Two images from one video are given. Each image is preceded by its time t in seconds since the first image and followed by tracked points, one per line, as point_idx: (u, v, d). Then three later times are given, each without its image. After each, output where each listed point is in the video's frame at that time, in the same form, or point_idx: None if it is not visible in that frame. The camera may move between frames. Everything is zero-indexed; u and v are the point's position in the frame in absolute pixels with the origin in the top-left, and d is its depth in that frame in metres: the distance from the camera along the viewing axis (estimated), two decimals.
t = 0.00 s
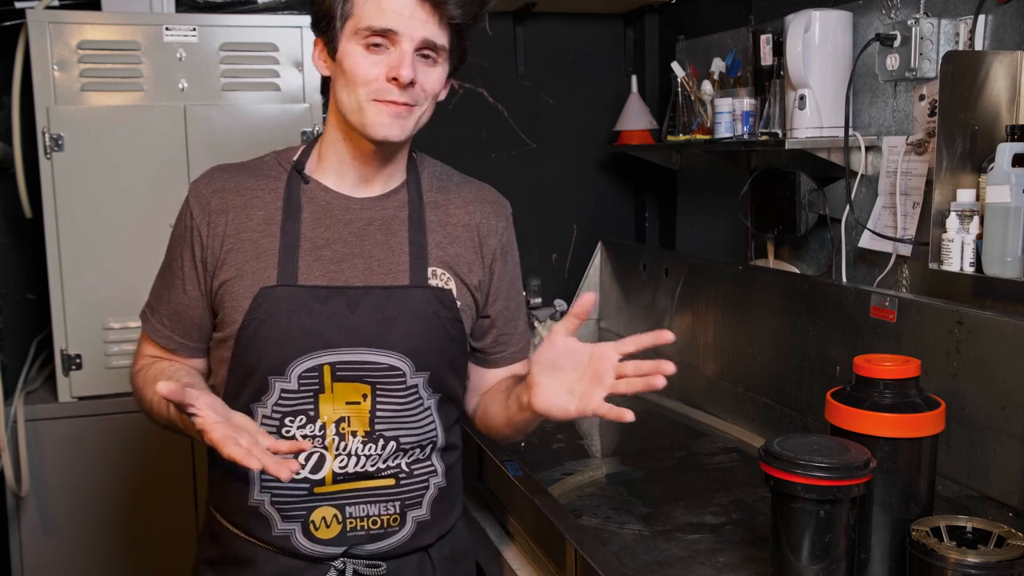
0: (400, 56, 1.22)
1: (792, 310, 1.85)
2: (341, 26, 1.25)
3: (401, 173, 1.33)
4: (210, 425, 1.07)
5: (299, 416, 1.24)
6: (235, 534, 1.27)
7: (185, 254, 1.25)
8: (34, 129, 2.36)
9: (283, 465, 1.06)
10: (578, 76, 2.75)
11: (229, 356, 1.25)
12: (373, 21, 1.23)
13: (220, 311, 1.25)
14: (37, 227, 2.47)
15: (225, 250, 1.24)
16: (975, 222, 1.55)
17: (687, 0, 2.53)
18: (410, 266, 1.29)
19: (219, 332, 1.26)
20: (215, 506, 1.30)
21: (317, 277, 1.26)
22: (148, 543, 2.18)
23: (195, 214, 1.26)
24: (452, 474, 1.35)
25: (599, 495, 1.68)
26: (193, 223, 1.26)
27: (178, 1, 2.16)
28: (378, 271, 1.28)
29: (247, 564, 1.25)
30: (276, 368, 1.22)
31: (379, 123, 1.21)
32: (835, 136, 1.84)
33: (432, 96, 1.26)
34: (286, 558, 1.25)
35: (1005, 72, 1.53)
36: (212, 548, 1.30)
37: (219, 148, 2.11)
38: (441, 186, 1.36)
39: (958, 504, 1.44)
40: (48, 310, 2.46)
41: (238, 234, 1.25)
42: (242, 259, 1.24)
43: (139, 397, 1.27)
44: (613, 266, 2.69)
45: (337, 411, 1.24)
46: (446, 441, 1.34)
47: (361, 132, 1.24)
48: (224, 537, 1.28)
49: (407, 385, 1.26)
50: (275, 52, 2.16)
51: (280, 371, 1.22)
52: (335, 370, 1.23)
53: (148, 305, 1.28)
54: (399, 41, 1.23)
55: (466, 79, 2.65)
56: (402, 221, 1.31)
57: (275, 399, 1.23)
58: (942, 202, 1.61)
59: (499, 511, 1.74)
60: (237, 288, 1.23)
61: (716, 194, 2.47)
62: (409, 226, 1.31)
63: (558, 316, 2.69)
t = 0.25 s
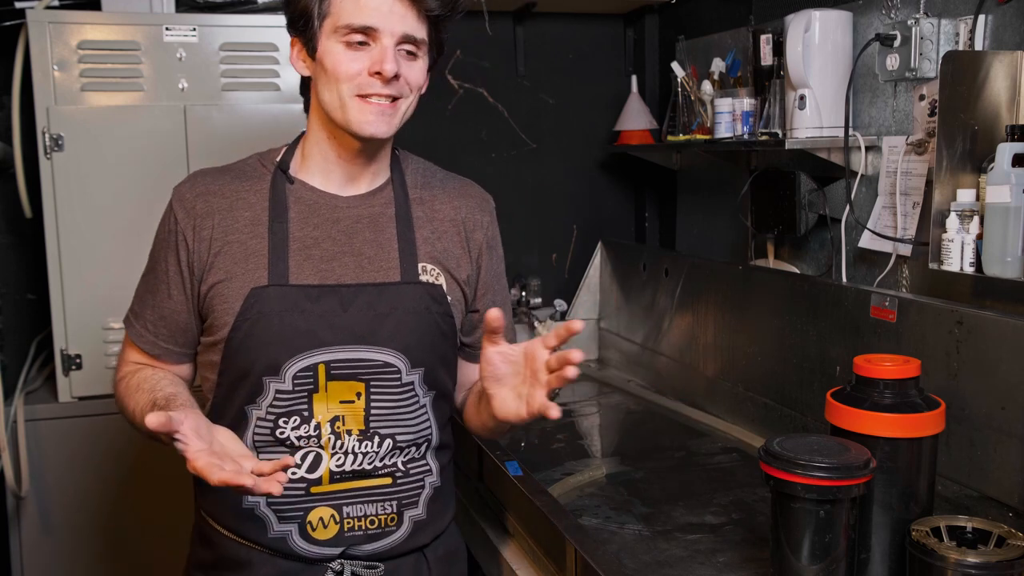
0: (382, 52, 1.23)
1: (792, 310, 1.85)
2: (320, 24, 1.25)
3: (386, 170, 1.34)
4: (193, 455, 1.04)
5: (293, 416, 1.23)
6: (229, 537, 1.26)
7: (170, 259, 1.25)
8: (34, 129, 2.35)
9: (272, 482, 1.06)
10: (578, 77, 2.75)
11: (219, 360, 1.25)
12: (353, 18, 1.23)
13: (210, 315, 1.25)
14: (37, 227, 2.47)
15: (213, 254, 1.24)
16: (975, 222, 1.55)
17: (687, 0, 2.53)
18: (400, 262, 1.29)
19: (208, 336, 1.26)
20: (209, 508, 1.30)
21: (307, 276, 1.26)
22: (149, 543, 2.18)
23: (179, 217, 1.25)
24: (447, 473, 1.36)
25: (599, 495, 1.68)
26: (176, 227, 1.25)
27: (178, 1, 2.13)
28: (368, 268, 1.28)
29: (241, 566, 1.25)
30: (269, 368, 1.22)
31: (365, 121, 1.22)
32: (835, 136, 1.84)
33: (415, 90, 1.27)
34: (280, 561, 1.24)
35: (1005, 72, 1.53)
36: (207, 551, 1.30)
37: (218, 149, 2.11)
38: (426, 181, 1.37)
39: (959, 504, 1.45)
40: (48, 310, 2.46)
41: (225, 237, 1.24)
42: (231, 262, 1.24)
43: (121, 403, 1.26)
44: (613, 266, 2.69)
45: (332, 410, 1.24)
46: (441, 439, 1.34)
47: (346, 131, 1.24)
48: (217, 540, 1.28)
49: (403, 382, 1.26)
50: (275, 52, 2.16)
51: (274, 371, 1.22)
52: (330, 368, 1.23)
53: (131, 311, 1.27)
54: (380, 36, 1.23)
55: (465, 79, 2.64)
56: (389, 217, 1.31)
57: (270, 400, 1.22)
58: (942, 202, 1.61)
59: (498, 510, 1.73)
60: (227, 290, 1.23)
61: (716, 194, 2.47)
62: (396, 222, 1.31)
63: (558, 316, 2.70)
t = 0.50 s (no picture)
0: (378, 45, 1.23)
1: (792, 310, 1.85)
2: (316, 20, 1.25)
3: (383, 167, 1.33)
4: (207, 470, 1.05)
5: (301, 416, 1.23)
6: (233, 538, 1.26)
7: (168, 260, 1.24)
8: (34, 129, 2.35)
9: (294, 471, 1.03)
10: (577, 77, 2.75)
11: (222, 359, 1.25)
12: (349, 12, 1.23)
13: (212, 314, 1.24)
14: (37, 227, 2.47)
15: (214, 252, 1.24)
16: (975, 222, 1.55)
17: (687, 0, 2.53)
18: (403, 256, 1.30)
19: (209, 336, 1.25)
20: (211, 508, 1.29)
21: (310, 271, 1.26)
22: (150, 543, 2.18)
23: (177, 217, 1.25)
24: (453, 473, 1.36)
25: (599, 495, 1.68)
26: (175, 226, 1.25)
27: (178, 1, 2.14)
28: (372, 262, 1.28)
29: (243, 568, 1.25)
30: (274, 366, 1.22)
31: (362, 114, 1.22)
32: (835, 136, 1.84)
33: (412, 84, 1.27)
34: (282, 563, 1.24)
35: (1005, 72, 1.53)
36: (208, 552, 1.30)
37: (218, 149, 2.11)
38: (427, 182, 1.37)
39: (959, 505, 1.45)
40: (48, 310, 2.46)
41: (226, 235, 1.24)
42: (233, 260, 1.24)
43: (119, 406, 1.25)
44: (613, 266, 2.69)
45: (340, 408, 1.23)
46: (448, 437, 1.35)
47: (343, 125, 1.24)
48: (222, 542, 1.27)
49: (410, 376, 1.26)
50: (275, 52, 2.16)
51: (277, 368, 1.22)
52: (336, 364, 1.23)
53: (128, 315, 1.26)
54: (376, 30, 1.24)
55: (465, 79, 2.64)
56: (390, 212, 1.31)
57: (275, 399, 1.22)
58: (942, 202, 1.61)
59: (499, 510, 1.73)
60: (230, 287, 1.23)
61: (716, 194, 2.47)
62: (399, 217, 1.31)
63: (557, 316, 2.70)
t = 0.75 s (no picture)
0: (388, 37, 1.23)
1: (792, 310, 1.85)
2: (327, 14, 1.26)
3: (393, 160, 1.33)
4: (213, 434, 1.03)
5: (314, 405, 1.21)
6: (242, 537, 1.25)
7: (176, 250, 1.23)
8: (34, 129, 2.35)
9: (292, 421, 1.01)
10: (578, 76, 2.75)
11: (232, 349, 1.23)
12: (358, 4, 1.23)
13: (220, 304, 1.23)
14: (37, 227, 2.47)
15: (223, 240, 1.23)
16: (975, 222, 1.55)
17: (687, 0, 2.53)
18: (413, 245, 1.29)
19: (219, 325, 1.23)
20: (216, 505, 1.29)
21: (322, 258, 1.25)
22: (150, 543, 2.18)
23: (186, 207, 1.24)
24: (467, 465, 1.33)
25: (599, 495, 1.68)
26: (185, 216, 1.24)
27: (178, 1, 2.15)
28: (382, 250, 1.28)
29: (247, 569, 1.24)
30: (286, 354, 1.21)
31: (372, 104, 1.21)
32: (835, 136, 1.84)
33: (423, 77, 1.26)
34: (292, 561, 1.22)
35: (1005, 72, 1.53)
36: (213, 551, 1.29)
37: (219, 147, 2.11)
38: (430, 174, 1.36)
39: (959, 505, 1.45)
40: (48, 310, 2.46)
41: (236, 222, 1.23)
42: (243, 247, 1.23)
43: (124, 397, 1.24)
44: (613, 266, 2.69)
45: (353, 397, 1.22)
46: (460, 429, 1.32)
47: (354, 116, 1.23)
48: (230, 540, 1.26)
49: (422, 364, 1.25)
50: (275, 52, 2.16)
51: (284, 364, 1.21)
52: (348, 352, 1.22)
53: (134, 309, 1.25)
54: (387, 23, 1.24)
55: (465, 79, 2.64)
56: (399, 203, 1.31)
57: (287, 388, 1.21)
58: (942, 202, 1.61)
59: (499, 511, 1.73)
60: (240, 275, 1.22)
61: (716, 194, 2.47)
62: (406, 208, 1.31)
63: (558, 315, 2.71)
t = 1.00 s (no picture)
0: (400, 38, 1.23)
1: (792, 310, 1.84)
2: (337, 12, 1.25)
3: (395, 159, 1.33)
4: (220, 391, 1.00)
5: (320, 407, 1.21)
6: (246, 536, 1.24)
7: (179, 249, 1.22)
8: (34, 129, 2.35)
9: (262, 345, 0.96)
10: (578, 76, 2.75)
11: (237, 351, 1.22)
12: (371, 5, 1.23)
13: (225, 305, 1.22)
14: (37, 227, 2.46)
15: (227, 241, 1.22)
16: (975, 222, 1.55)
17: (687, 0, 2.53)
18: (417, 246, 1.29)
19: (223, 328, 1.23)
20: (219, 506, 1.28)
21: (327, 261, 1.25)
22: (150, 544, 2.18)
23: (189, 206, 1.24)
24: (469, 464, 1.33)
25: (599, 495, 1.68)
26: (188, 215, 1.23)
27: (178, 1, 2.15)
28: (387, 251, 1.28)
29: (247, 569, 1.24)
30: (291, 357, 1.20)
31: (382, 104, 1.21)
32: (835, 136, 1.84)
33: (430, 80, 1.26)
34: (295, 561, 1.22)
35: (1005, 72, 1.53)
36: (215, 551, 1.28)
37: (218, 147, 2.11)
38: (430, 177, 1.36)
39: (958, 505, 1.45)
40: (48, 310, 2.46)
41: (241, 223, 1.23)
42: (248, 249, 1.22)
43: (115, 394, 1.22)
44: (613, 266, 2.69)
45: (358, 399, 1.22)
46: (462, 430, 1.32)
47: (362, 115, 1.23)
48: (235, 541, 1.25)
49: (426, 365, 1.25)
50: (275, 52, 2.16)
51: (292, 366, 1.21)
52: (353, 353, 1.22)
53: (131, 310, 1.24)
54: (398, 25, 1.24)
55: (465, 79, 2.64)
56: (402, 203, 1.31)
57: (292, 391, 1.20)
58: (942, 202, 1.61)
59: (499, 511, 1.73)
60: (246, 276, 1.22)
61: (716, 194, 2.47)
62: (410, 207, 1.31)
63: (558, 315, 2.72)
